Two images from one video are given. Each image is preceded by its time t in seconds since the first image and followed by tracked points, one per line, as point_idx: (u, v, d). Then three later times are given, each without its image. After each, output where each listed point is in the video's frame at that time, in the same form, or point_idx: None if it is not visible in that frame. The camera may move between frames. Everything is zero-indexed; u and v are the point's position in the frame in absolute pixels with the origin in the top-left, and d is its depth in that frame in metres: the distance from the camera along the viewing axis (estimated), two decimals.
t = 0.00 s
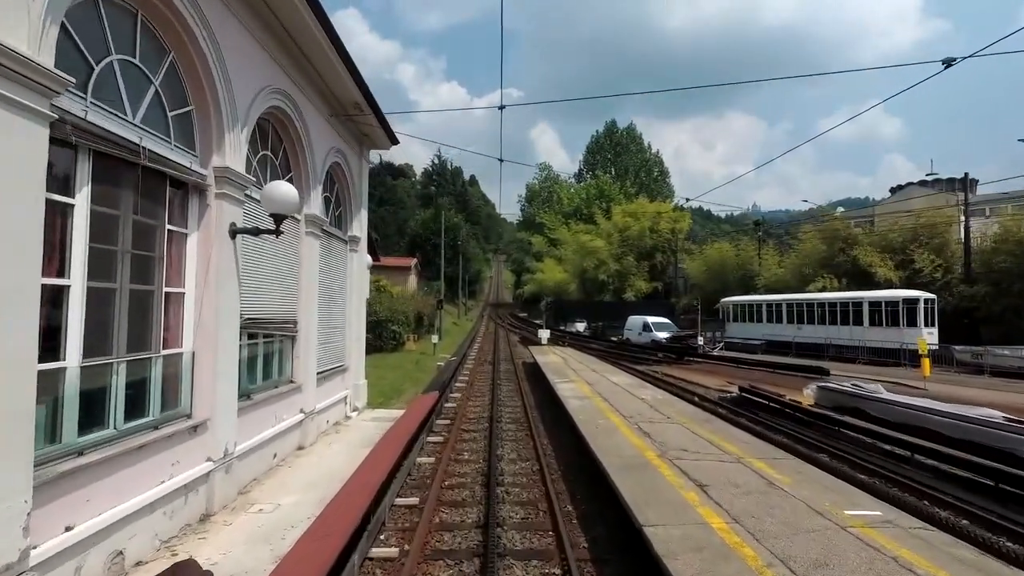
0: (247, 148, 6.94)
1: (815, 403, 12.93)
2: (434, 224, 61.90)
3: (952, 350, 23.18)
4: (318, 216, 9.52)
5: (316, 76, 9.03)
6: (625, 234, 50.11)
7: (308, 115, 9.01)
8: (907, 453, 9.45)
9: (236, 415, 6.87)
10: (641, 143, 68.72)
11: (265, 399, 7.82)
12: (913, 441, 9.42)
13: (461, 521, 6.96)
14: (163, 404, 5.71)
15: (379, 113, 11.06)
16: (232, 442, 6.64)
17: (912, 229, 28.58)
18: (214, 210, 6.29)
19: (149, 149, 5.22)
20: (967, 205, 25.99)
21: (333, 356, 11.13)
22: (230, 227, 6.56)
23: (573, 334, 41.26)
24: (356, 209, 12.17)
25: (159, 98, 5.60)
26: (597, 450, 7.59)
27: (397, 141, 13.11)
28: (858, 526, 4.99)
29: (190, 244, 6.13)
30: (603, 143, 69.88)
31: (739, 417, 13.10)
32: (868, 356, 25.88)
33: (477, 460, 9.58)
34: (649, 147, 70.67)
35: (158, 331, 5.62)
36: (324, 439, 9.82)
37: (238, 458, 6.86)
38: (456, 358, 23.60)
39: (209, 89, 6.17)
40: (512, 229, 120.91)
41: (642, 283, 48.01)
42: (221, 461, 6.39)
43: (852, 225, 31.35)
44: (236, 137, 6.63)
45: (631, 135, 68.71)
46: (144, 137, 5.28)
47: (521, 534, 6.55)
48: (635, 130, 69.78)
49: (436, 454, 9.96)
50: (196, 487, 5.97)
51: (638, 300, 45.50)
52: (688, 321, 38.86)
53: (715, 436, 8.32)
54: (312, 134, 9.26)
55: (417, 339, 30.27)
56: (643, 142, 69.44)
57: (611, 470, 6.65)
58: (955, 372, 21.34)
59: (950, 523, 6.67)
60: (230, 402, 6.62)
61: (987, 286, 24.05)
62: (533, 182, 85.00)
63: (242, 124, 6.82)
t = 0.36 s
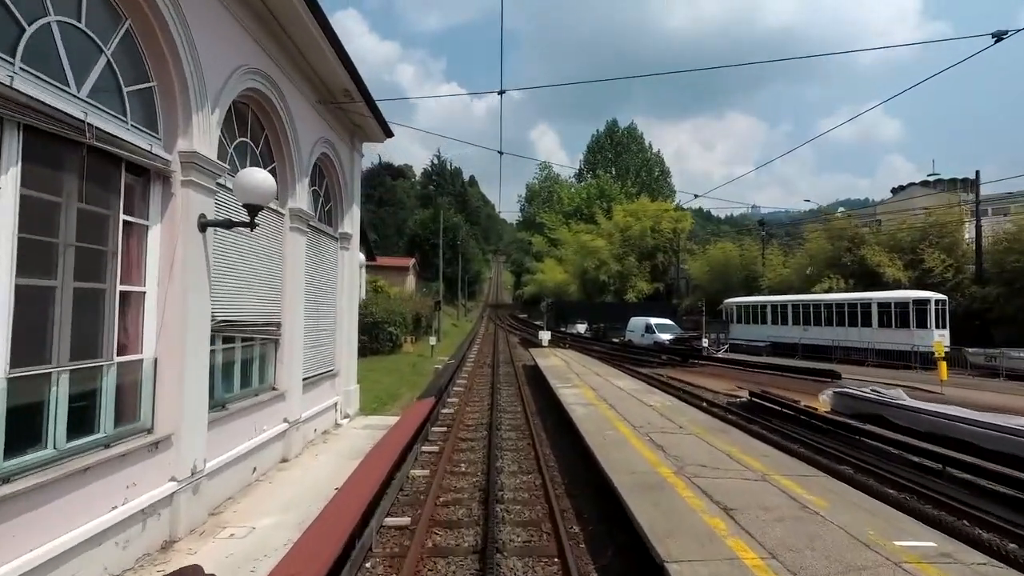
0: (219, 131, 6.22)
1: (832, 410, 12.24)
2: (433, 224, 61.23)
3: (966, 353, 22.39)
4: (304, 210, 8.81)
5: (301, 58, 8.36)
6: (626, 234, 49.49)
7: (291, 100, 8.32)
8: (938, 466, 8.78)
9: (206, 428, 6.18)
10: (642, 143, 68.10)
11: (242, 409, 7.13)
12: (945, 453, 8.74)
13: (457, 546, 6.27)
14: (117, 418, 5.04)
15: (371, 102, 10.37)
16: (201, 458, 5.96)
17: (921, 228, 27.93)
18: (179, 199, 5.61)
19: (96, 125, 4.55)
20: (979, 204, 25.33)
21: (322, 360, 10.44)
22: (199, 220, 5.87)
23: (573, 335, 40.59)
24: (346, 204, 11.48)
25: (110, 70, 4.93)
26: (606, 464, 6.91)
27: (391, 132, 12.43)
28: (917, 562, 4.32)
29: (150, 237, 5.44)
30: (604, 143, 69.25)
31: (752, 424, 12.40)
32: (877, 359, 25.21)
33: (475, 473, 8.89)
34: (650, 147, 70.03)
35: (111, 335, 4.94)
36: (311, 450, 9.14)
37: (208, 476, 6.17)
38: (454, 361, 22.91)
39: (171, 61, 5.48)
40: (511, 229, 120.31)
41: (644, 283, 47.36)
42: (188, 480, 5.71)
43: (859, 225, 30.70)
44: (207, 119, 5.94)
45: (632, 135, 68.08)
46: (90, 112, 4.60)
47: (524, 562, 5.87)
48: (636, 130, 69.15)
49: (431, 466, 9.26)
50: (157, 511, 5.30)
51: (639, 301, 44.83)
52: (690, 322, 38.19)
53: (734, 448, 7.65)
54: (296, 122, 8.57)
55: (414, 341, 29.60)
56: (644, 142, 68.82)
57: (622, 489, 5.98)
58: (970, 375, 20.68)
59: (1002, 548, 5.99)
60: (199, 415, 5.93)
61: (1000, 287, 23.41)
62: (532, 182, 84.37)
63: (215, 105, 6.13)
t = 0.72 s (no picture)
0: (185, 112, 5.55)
1: (853, 417, 11.55)
2: (432, 223, 60.56)
3: (981, 355, 21.74)
4: (288, 203, 8.13)
5: (286, 38, 7.69)
6: (628, 234, 48.79)
7: (274, 84, 7.65)
8: (976, 480, 8.10)
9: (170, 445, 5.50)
10: (643, 142, 67.37)
11: (216, 421, 6.46)
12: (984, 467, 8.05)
13: None
14: (59, 437, 4.37)
15: (363, 91, 9.70)
16: (165, 479, 5.29)
17: (932, 227, 27.24)
18: (136, 185, 4.95)
19: (26, 95, 3.88)
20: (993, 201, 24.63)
21: (310, 365, 9.77)
22: (161, 209, 5.18)
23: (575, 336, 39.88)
24: (338, 199, 10.85)
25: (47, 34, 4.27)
26: (619, 482, 6.24)
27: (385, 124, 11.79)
28: None
29: (101, 227, 4.77)
30: (605, 142, 68.58)
31: (767, 432, 11.71)
32: (888, 361, 24.51)
33: (474, 488, 8.20)
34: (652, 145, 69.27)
35: (51, 340, 4.28)
36: (296, 463, 8.46)
37: (174, 498, 5.50)
38: (453, 363, 22.21)
39: (126, 26, 4.83)
40: (511, 230, 119.61)
41: (646, 284, 46.64)
42: (147, 505, 5.04)
43: (868, 223, 30.00)
44: (170, 96, 5.28)
45: (633, 134, 67.36)
46: (21, 81, 3.93)
47: None
48: (638, 129, 68.42)
49: (426, 480, 8.57)
50: (108, 542, 4.62)
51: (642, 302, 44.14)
52: (695, 323, 37.48)
53: (758, 463, 6.97)
54: (280, 108, 7.90)
55: (412, 342, 28.90)
56: (646, 140, 68.10)
57: (639, 513, 5.30)
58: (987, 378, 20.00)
59: None
60: (162, 430, 5.25)
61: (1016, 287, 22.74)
62: (533, 182, 83.70)
63: (181, 82, 5.46)
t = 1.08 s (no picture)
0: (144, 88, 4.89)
1: (877, 425, 10.84)
2: (433, 223, 59.93)
3: (999, 358, 21.04)
4: (271, 196, 7.47)
5: (267, 13, 7.04)
6: (630, 234, 48.16)
7: (254, 64, 7.00)
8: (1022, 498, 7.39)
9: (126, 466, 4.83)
10: (646, 141, 66.66)
11: (185, 436, 5.79)
12: None
13: None
14: None
15: (355, 77, 8.99)
16: (117, 506, 4.63)
17: (946, 226, 26.52)
18: (81, 168, 4.28)
19: None
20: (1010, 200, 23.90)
21: (297, 371, 9.11)
22: (112, 196, 4.52)
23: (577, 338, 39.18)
24: (329, 193, 10.19)
25: None
26: (635, 503, 5.56)
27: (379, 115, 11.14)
28: None
29: (39, 215, 4.09)
30: (607, 142, 67.91)
31: (785, 441, 11.01)
32: (901, 364, 23.80)
33: (473, 506, 7.51)
34: (655, 145, 68.56)
35: None
36: (280, 478, 7.79)
37: (130, 527, 4.83)
38: (453, 366, 21.53)
39: None
40: (512, 231, 118.96)
41: (650, 285, 45.93)
42: (94, 537, 4.37)
43: (878, 223, 29.28)
44: (124, 66, 4.62)
45: (636, 133, 66.65)
46: None
47: None
48: (640, 128, 67.72)
49: (421, 496, 7.88)
50: None
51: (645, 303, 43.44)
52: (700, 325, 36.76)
53: (787, 482, 6.29)
54: (261, 91, 7.25)
55: (412, 344, 28.23)
56: (649, 140, 67.39)
57: (662, 544, 4.63)
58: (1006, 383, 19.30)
59: None
60: (114, 450, 4.59)
61: None
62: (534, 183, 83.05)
63: (138, 51, 4.80)
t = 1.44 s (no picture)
0: (84, 52, 4.20)
1: (904, 435, 10.12)
2: (432, 223, 59.23)
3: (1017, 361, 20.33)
4: (249, 185, 6.78)
5: None
6: (632, 235, 47.63)
7: (227, 39, 6.30)
8: None
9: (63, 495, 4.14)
10: (648, 140, 65.90)
11: (144, 454, 5.11)
12: None
13: None
14: None
15: (342, 58, 8.29)
16: (50, 542, 3.94)
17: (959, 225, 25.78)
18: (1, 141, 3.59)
19: None
20: None
21: (281, 377, 8.41)
22: (43, 177, 3.84)
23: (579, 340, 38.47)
24: (317, 185, 9.50)
25: None
26: (655, 532, 4.87)
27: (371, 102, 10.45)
28: None
29: None
30: (608, 141, 67.16)
31: (805, 451, 10.31)
32: (914, 366, 23.09)
33: (470, 527, 6.82)
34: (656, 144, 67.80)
35: None
36: (259, 495, 7.10)
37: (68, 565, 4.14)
38: (451, 369, 20.85)
39: None
40: (513, 232, 118.23)
41: (652, 285, 45.18)
42: None
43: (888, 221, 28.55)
44: (57, 22, 3.91)
45: (638, 132, 65.89)
46: None
47: None
48: (642, 127, 66.96)
49: (414, 515, 7.18)
50: None
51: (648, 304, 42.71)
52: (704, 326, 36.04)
53: (824, 505, 5.60)
54: (236, 68, 6.55)
55: (409, 346, 27.54)
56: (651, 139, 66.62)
57: None
58: None
59: None
60: (43, 478, 3.88)
61: None
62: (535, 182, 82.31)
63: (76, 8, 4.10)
